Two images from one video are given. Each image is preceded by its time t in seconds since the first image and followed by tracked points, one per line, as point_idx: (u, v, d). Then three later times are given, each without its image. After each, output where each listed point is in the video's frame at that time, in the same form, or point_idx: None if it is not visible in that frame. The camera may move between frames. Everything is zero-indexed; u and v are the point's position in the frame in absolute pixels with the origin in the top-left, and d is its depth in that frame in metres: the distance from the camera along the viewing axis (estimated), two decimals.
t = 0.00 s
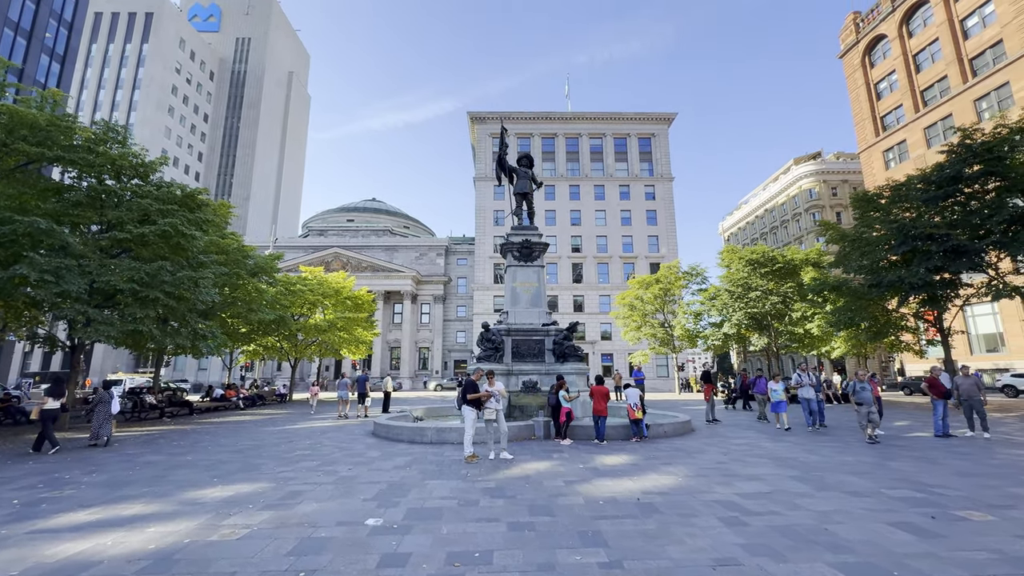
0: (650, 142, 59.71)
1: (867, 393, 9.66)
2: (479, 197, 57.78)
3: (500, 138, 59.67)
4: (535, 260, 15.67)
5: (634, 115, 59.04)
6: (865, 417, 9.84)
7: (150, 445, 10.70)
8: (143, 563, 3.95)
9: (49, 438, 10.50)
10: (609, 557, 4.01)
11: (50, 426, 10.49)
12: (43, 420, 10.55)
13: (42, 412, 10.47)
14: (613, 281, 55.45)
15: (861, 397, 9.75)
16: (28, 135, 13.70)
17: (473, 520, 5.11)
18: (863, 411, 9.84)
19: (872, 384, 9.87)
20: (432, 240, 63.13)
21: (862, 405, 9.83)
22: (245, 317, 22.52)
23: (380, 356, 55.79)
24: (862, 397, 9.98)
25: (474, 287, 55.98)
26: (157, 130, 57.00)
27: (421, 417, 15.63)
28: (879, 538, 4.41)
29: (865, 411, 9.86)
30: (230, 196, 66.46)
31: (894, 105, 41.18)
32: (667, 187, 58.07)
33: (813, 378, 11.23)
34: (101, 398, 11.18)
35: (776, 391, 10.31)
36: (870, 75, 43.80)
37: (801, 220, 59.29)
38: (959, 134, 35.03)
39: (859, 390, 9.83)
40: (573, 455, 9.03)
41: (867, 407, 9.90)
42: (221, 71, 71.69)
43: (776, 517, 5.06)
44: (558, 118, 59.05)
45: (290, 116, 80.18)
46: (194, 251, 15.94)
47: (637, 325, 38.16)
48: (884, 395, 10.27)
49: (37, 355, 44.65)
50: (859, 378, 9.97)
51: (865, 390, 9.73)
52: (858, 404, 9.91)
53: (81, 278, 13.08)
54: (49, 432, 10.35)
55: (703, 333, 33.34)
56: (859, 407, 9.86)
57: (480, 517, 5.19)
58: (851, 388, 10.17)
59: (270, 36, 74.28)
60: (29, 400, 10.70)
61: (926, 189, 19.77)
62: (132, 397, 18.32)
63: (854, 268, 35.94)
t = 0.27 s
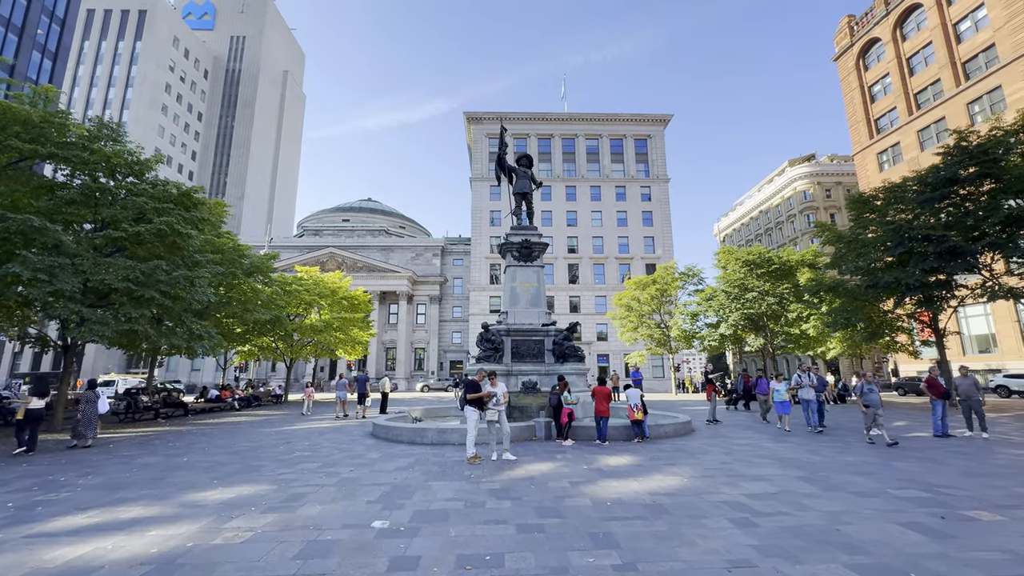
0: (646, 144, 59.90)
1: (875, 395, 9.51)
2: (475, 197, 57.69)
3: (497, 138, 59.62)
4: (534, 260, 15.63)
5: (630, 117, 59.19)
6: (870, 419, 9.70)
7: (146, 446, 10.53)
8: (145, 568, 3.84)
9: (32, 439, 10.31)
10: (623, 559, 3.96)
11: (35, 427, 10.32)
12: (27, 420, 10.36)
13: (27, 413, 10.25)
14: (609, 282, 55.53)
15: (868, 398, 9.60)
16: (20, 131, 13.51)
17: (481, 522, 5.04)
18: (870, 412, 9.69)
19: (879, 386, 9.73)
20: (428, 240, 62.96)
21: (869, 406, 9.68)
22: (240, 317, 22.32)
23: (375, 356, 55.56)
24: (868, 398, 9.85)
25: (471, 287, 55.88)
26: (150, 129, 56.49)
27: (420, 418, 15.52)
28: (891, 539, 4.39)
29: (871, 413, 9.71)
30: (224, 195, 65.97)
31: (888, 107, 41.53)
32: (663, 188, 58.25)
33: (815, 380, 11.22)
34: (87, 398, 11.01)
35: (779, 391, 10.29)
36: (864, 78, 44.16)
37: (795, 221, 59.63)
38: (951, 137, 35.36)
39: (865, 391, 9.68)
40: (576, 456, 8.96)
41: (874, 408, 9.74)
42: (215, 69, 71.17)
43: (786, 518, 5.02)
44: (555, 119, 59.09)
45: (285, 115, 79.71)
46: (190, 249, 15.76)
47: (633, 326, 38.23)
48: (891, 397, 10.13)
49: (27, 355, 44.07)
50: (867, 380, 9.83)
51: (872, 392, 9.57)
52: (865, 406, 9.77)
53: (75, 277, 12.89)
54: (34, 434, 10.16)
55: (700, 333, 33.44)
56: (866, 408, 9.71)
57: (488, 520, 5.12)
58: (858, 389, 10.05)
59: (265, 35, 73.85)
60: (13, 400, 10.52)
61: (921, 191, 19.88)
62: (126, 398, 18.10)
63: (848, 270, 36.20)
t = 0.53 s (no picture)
0: (642, 145, 60.09)
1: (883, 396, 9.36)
2: (472, 198, 57.57)
3: (493, 139, 59.56)
4: (534, 261, 15.58)
5: (626, 118, 59.35)
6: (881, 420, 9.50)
7: (141, 449, 10.35)
8: None
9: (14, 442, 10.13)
10: (637, 564, 3.91)
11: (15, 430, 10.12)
12: (10, 424, 10.22)
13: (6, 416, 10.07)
14: (605, 283, 55.60)
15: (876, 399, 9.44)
16: (13, 127, 13.32)
17: (489, 526, 4.97)
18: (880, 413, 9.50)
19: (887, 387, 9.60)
20: (424, 241, 62.76)
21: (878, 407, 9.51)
22: (236, 318, 22.12)
23: (371, 357, 55.30)
24: (876, 399, 9.72)
25: (467, 288, 55.76)
26: (143, 127, 55.98)
27: (419, 419, 15.40)
28: (905, 542, 4.36)
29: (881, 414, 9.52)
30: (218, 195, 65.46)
31: (882, 111, 41.89)
32: (659, 190, 58.45)
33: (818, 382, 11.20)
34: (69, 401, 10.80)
35: (781, 393, 10.28)
36: (858, 81, 44.51)
37: (790, 223, 59.98)
38: (944, 140, 35.70)
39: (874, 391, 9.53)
40: (579, 458, 8.90)
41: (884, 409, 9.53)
42: (210, 68, 70.65)
43: (797, 521, 4.99)
44: (551, 120, 59.15)
45: (279, 114, 79.25)
46: (186, 249, 15.58)
47: (630, 327, 38.28)
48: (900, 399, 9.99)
49: (16, 356, 43.45)
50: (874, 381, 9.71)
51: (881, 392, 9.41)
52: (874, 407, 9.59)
53: (69, 276, 12.70)
54: (15, 435, 9.94)
55: (696, 334, 33.53)
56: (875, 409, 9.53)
57: (496, 523, 5.05)
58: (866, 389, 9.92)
59: (260, 34, 73.43)
60: None
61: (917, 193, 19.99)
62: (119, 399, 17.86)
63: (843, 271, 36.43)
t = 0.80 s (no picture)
0: (638, 147, 60.26)
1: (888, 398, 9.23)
2: (468, 199, 57.47)
3: (490, 140, 59.51)
4: (533, 261, 15.55)
5: (622, 120, 59.51)
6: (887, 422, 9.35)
7: (136, 451, 10.18)
8: None
9: None
10: (651, 568, 3.85)
11: None
12: None
13: None
14: (601, 284, 55.63)
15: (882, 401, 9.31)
16: (5, 124, 13.11)
17: (497, 529, 4.90)
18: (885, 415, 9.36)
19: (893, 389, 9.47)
20: (420, 241, 62.56)
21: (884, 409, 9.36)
22: (231, 318, 21.91)
23: (366, 358, 55.04)
24: (883, 400, 9.58)
25: (463, 288, 55.64)
26: (136, 125, 55.50)
27: (417, 421, 15.27)
28: (917, 544, 4.34)
29: (887, 416, 9.38)
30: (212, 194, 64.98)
31: (876, 113, 42.22)
32: (655, 191, 58.61)
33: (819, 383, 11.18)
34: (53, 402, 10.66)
35: (782, 394, 10.27)
36: (853, 84, 44.85)
37: (784, 225, 60.32)
38: (938, 143, 36.01)
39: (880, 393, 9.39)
40: (582, 459, 8.84)
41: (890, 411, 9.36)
42: (204, 66, 70.17)
43: (807, 523, 4.95)
44: (548, 121, 59.22)
45: (274, 114, 78.80)
46: (181, 248, 15.38)
47: (627, 328, 38.29)
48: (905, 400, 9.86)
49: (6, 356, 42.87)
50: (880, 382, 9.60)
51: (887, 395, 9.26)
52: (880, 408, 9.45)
53: (62, 276, 12.51)
54: None
55: (693, 336, 33.61)
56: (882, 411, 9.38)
57: (503, 526, 4.98)
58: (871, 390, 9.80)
59: (255, 33, 73.03)
60: None
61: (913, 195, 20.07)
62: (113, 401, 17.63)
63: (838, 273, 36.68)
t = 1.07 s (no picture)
0: (634, 148, 60.42)
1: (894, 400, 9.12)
2: (464, 199, 57.33)
3: (486, 141, 59.45)
4: (532, 262, 15.48)
5: (619, 121, 59.64)
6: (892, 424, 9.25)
7: (130, 453, 9.98)
8: None
9: None
10: (666, 572, 3.77)
11: None
12: None
13: None
14: (597, 285, 55.67)
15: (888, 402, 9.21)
16: None
17: (505, 533, 4.81)
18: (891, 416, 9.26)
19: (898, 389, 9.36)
20: (415, 242, 62.33)
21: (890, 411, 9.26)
22: (225, 318, 21.68)
23: (361, 359, 54.75)
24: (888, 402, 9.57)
25: (459, 289, 55.50)
26: (129, 124, 54.98)
27: (415, 422, 15.16)
28: (931, 546, 4.30)
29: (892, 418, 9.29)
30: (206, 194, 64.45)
31: (870, 117, 42.56)
32: (651, 193, 58.77)
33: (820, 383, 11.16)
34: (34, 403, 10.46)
35: (785, 396, 10.21)
36: (847, 88, 45.21)
37: (779, 227, 60.63)
38: (931, 147, 36.33)
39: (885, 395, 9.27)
40: (585, 460, 8.76)
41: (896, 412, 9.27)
42: (198, 65, 69.63)
43: (819, 525, 4.89)
44: (544, 122, 59.26)
45: (269, 113, 78.33)
46: (177, 247, 15.17)
47: (623, 329, 38.35)
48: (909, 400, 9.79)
49: None
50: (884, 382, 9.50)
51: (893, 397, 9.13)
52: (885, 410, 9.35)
53: (54, 275, 12.28)
54: None
55: (690, 337, 33.71)
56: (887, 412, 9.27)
57: (512, 530, 4.89)
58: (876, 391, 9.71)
59: (250, 32, 72.59)
60: None
61: (910, 197, 20.17)
62: (106, 401, 17.39)
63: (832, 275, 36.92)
